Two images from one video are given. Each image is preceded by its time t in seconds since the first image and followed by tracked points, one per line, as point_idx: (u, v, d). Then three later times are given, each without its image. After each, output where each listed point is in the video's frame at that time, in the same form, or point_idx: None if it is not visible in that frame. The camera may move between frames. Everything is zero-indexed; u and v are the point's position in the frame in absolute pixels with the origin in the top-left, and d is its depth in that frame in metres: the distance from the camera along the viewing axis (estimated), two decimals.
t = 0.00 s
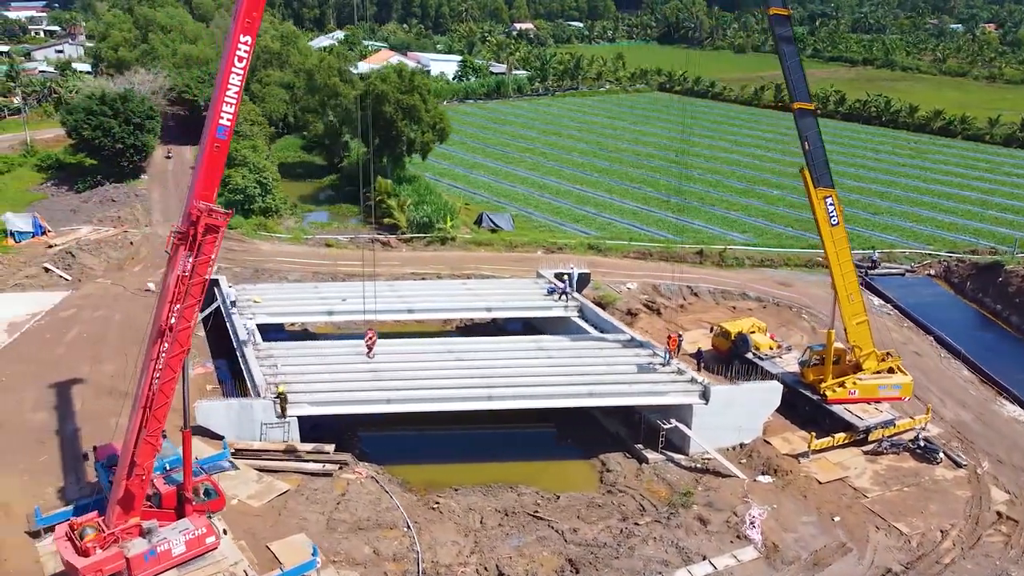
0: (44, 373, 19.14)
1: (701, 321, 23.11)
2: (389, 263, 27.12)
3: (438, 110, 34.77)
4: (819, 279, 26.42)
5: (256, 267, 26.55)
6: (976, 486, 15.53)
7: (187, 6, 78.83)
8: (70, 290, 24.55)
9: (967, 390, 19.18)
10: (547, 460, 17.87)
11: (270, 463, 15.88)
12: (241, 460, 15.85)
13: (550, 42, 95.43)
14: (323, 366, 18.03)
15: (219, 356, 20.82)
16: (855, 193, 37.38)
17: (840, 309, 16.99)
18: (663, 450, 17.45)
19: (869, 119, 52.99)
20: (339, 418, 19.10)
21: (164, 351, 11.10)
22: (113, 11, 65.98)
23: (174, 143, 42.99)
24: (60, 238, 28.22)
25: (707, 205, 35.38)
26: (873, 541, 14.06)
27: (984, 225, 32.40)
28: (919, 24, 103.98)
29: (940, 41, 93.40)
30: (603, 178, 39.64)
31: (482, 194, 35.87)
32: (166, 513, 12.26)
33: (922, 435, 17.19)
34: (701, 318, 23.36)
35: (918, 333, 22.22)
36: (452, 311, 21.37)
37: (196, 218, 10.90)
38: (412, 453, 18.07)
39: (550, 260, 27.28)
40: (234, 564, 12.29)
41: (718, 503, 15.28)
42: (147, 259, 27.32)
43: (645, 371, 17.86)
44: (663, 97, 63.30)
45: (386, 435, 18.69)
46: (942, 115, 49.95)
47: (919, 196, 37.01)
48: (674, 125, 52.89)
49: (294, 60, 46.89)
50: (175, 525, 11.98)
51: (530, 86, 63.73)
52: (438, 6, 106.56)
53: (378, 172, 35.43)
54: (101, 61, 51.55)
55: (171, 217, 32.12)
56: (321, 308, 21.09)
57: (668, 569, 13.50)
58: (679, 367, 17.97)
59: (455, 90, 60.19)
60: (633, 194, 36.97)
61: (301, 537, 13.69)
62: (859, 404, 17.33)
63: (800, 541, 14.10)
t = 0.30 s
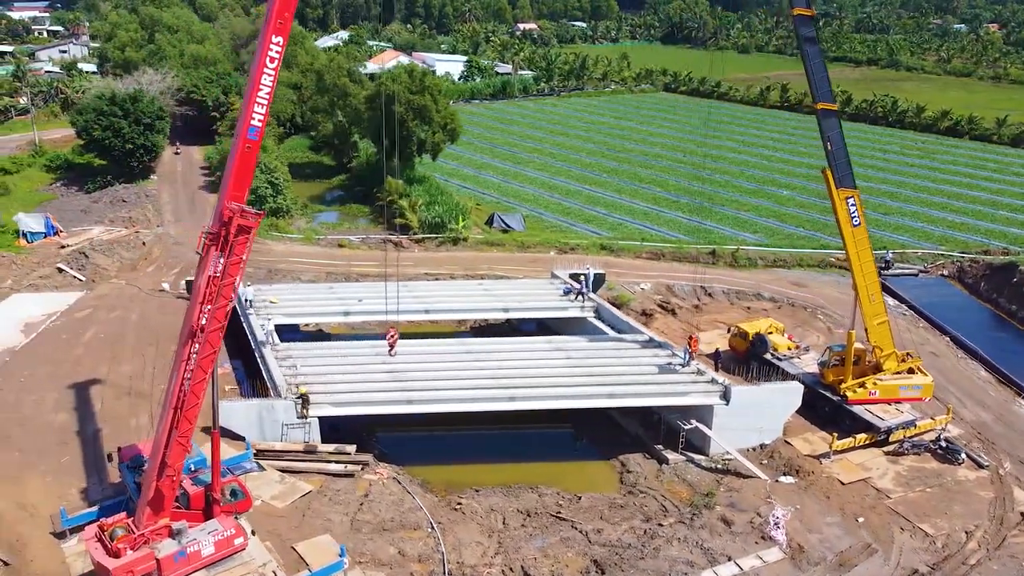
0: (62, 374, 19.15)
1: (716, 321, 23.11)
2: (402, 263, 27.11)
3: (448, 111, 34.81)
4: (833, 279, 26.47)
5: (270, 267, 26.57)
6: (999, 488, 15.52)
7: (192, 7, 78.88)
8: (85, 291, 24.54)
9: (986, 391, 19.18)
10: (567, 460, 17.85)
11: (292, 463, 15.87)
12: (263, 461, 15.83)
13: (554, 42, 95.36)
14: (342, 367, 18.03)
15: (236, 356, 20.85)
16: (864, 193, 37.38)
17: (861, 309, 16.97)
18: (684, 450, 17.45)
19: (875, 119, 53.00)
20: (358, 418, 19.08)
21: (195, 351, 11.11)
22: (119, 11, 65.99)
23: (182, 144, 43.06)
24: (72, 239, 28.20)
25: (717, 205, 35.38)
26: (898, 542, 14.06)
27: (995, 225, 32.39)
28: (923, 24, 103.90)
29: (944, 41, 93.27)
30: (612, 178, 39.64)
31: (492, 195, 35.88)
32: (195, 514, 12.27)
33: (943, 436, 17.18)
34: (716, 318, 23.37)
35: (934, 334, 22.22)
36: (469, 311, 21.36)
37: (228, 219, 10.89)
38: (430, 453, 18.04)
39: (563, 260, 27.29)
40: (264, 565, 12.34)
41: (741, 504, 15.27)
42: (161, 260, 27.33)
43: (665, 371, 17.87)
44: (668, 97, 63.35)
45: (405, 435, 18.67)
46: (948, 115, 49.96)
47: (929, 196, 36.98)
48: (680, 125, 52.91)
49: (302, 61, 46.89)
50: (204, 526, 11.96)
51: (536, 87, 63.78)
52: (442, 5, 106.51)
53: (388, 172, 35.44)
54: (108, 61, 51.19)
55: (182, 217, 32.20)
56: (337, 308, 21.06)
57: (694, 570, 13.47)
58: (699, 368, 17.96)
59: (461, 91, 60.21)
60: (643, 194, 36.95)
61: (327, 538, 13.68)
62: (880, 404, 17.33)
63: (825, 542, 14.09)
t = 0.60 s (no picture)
0: (80, 374, 19.15)
1: (732, 322, 23.11)
2: (415, 264, 27.09)
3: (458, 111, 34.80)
4: (847, 279, 26.49)
5: (283, 267, 26.56)
6: (1022, 489, 15.51)
7: (197, 7, 78.87)
8: (99, 291, 24.55)
9: (1005, 392, 19.16)
10: (586, 461, 17.81)
11: (314, 464, 15.85)
12: (285, 461, 15.82)
13: (558, 42, 95.32)
14: (362, 368, 18.03)
15: (253, 357, 20.86)
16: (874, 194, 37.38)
17: (882, 310, 16.90)
18: (704, 451, 17.45)
19: (882, 120, 52.98)
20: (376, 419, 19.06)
21: (225, 352, 11.07)
22: (125, 11, 65.99)
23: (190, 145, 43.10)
24: (84, 239, 28.22)
25: (727, 205, 35.38)
26: (924, 543, 14.05)
27: (1007, 226, 32.37)
28: (926, 24, 103.80)
29: (948, 41, 93.21)
30: (621, 178, 39.65)
31: (501, 195, 35.89)
32: (223, 516, 12.25)
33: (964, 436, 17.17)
34: (731, 319, 23.36)
35: (951, 334, 22.20)
36: (485, 312, 21.33)
37: (260, 220, 10.86)
38: (449, 454, 18.02)
39: (576, 261, 27.28)
40: (292, 566, 12.36)
41: (765, 505, 15.24)
42: (173, 261, 27.33)
43: (685, 372, 17.85)
44: (674, 97, 63.37)
45: (424, 435, 18.66)
46: (955, 115, 49.94)
47: (939, 197, 36.95)
48: (687, 125, 52.91)
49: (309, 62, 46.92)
50: (233, 528, 11.96)
51: (541, 87, 63.79)
52: (445, 6, 106.42)
53: (398, 173, 35.43)
54: (115, 62, 51.20)
55: (192, 217, 32.22)
56: (354, 309, 21.05)
57: (720, 571, 13.42)
58: (719, 368, 17.95)
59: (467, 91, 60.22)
60: (652, 194, 36.93)
61: (352, 539, 13.67)
62: (900, 405, 17.33)
63: (850, 543, 14.06)
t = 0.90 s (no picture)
0: (98, 375, 19.13)
1: (747, 322, 23.09)
2: (428, 265, 27.07)
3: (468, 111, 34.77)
4: (860, 279, 26.48)
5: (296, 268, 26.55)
6: None
7: (201, 7, 78.78)
8: (113, 292, 24.53)
9: None
10: (605, 461, 17.77)
11: (336, 465, 15.84)
12: (306, 462, 15.80)
13: (561, 42, 95.24)
14: (381, 369, 18.01)
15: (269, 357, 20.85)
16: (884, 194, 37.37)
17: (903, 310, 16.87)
18: (724, 452, 17.44)
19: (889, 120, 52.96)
20: (394, 420, 19.03)
21: (256, 354, 11.06)
22: (131, 11, 65.94)
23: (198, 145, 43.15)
24: (96, 239, 28.20)
25: (737, 205, 35.38)
26: (949, 544, 14.03)
27: (1018, 226, 32.33)
28: (930, 24, 103.74)
29: (952, 41, 93.15)
30: (629, 178, 39.66)
31: (511, 196, 35.87)
32: (251, 517, 12.23)
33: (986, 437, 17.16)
34: (746, 319, 23.35)
35: (967, 335, 22.19)
36: (502, 313, 21.26)
37: (292, 221, 10.84)
38: (469, 454, 18.01)
39: (589, 261, 27.26)
40: (320, 567, 12.26)
41: (788, 506, 15.22)
42: (186, 262, 27.31)
43: (705, 373, 17.84)
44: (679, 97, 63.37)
45: (443, 436, 18.65)
46: (962, 115, 49.92)
47: (949, 197, 36.94)
48: (694, 125, 52.90)
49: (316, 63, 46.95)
50: (261, 529, 11.93)
51: (547, 87, 63.77)
52: (448, 6, 106.23)
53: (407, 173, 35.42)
54: (122, 62, 51.18)
55: (203, 217, 32.26)
56: (370, 310, 21.02)
57: (746, 572, 13.38)
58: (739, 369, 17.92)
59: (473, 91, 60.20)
60: (662, 195, 36.92)
61: (378, 540, 13.67)
62: (921, 405, 17.33)
63: (875, 544, 14.03)
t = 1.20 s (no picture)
0: (115, 375, 19.13)
1: (763, 323, 23.08)
2: (441, 265, 27.06)
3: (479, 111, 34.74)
4: (874, 280, 26.47)
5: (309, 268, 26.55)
6: None
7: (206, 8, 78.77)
8: (127, 292, 24.51)
9: None
10: (625, 462, 17.75)
11: (358, 465, 15.84)
12: (328, 462, 15.79)
13: (565, 42, 95.19)
14: (401, 369, 18.01)
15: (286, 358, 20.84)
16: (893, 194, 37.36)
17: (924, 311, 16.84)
18: (744, 453, 17.43)
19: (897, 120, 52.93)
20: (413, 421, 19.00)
21: (287, 354, 11.05)
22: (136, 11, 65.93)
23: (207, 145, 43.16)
24: (109, 239, 28.20)
25: (747, 206, 35.36)
26: (975, 545, 14.01)
27: None
28: (933, 24, 103.71)
29: (956, 41, 93.08)
30: (638, 178, 39.67)
31: (521, 196, 35.87)
32: (278, 518, 12.20)
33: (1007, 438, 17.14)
34: (761, 320, 23.35)
35: (983, 335, 22.16)
36: (518, 313, 21.22)
37: (323, 222, 10.81)
38: (488, 455, 18.01)
39: (601, 262, 27.24)
40: (348, 569, 12.25)
41: (812, 507, 15.20)
42: (199, 263, 27.29)
43: (725, 373, 17.82)
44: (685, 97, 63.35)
45: (461, 436, 18.65)
46: (970, 115, 49.87)
47: (959, 197, 36.94)
48: (700, 125, 52.91)
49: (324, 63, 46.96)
50: (291, 530, 11.91)
51: (552, 87, 63.78)
52: (452, 6, 106.13)
53: (417, 173, 35.41)
54: (129, 62, 51.15)
55: (214, 217, 32.24)
56: (387, 310, 20.99)
57: (773, 572, 13.35)
58: (759, 369, 17.92)
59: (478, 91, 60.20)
60: (672, 194, 36.92)
61: (403, 542, 13.65)
62: (942, 406, 17.34)
63: (901, 545, 14.01)
